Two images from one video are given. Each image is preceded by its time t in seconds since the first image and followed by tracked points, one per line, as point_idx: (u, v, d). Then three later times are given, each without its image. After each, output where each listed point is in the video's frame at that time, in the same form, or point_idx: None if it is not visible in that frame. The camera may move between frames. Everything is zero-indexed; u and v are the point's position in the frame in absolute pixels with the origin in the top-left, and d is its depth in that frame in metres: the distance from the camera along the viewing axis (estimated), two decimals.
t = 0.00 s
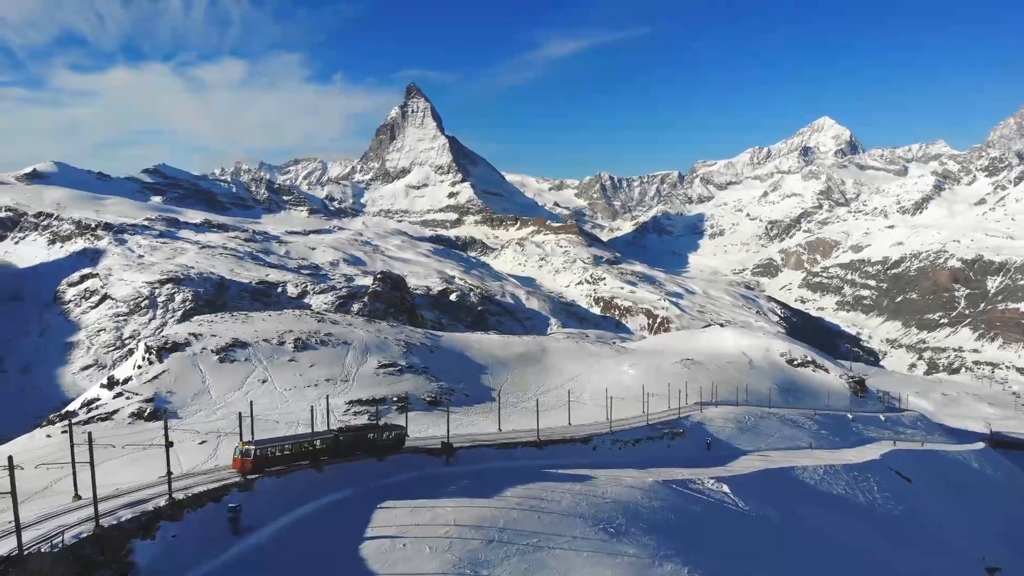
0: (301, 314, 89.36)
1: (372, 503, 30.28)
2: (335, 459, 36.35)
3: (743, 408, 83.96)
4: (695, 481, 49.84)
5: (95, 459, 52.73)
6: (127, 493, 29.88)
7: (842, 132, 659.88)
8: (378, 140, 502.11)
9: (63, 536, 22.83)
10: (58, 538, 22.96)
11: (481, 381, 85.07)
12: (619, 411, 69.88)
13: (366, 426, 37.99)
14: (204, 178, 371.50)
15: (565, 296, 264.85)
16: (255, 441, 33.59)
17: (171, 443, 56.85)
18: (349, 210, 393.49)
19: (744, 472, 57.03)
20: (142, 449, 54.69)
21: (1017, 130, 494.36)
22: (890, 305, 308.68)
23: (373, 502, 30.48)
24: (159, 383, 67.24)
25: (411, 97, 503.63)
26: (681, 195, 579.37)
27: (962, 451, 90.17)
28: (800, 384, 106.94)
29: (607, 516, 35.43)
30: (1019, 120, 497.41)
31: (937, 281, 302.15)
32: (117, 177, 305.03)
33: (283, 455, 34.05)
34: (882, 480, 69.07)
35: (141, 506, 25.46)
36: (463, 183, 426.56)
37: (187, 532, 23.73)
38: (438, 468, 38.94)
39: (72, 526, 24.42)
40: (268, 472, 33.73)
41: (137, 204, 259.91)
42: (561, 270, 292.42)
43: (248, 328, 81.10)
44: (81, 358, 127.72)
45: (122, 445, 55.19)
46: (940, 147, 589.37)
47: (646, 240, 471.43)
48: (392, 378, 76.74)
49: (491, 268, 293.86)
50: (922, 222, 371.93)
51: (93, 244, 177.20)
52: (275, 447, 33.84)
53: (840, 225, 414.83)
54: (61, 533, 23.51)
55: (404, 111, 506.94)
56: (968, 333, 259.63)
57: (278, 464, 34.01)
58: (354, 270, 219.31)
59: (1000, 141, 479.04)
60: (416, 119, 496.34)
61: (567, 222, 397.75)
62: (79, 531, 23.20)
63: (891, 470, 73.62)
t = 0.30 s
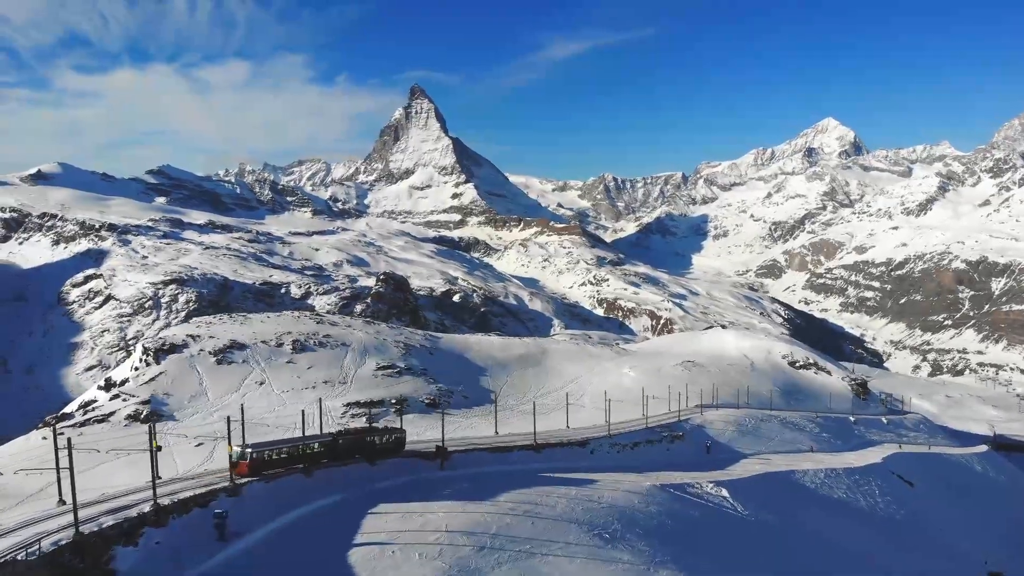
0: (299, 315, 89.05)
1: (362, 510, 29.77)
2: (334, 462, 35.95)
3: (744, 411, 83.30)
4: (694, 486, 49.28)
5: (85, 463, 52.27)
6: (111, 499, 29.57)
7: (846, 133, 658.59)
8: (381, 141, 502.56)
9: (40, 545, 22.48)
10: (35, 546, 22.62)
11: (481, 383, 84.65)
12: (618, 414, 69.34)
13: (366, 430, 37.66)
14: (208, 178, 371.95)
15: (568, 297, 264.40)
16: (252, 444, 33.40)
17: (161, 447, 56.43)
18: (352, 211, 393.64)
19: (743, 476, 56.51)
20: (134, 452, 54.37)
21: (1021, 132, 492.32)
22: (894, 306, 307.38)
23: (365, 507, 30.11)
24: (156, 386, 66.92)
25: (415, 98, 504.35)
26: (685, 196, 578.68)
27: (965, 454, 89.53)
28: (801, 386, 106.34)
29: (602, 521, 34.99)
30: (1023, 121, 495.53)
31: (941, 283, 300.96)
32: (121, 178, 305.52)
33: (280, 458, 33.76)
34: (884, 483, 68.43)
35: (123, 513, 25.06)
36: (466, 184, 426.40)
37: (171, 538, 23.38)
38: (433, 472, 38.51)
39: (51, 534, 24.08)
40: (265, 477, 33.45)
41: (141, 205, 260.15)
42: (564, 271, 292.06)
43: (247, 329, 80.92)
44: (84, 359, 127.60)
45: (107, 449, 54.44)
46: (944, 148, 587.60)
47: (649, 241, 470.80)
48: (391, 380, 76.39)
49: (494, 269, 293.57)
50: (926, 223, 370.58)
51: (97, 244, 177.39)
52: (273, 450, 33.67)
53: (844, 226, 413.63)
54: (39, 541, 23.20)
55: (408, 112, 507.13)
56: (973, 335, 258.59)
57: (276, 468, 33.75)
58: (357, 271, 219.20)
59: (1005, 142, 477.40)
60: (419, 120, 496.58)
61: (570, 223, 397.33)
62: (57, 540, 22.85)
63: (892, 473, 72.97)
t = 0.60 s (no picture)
0: (296, 317, 88.68)
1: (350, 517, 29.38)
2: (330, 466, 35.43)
3: (743, 414, 82.87)
4: (690, 490, 48.77)
5: (75, 467, 51.66)
6: (93, 504, 29.20)
7: (849, 135, 658.20)
8: (384, 143, 502.76)
9: (16, 551, 22.15)
10: (11, 553, 22.30)
11: (479, 386, 84.26)
12: (615, 417, 68.87)
13: (364, 433, 37.24)
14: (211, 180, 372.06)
15: (570, 298, 263.90)
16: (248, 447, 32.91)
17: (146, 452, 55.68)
18: (354, 213, 393.60)
19: (742, 480, 55.97)
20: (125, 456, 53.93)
21: None
22: (896, 308, 306.25)
23: (353, 514, 29.77)
24: (151, 388, 66.55)
25: (417, 100, 504.44)
26: (687, 198, 578.00)
27: (967, 457, 88.96)
28: (802, 388, 105.78)
29: (595, 527, 34.57)
30: None
31: (944, 285, 300.17)
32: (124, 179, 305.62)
33: (275, 462, 33.17)
34: (884, 488, 67.87)
35: (103, 519, 24.70)
36: (468, 186, 426.12)
37: (151, 546, 23.05)
38: (425, 478, 38.06)
39: (28, 541, 23.74)
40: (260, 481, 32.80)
41: (144, 206, 260.22)
42: (567, 273, 291.58)
43: (243, 331, 80.61)
44: (87, 360, 127.31)
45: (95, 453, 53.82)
46: (947, 150, 586.77)
47: (651, 243, 470.24)
48: (388, 383, 75.95)
49: (496, 270, 293.16)
50: (929, 225, 369.75)
51: (100, 246, 177.35)
52: (268, 453, 33.15)
53: (847, 228, 412.68)
54: (16, 548, 22.86)
55: (410, 114, 507.26)
56: (975, 337, 257.91)
57: (271, 471, 33.10)
58: (359, 273, 218.96)
59: (1008, 144, 476.71)
60: (422, 122, 496.68)
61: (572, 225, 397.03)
62: (33, 546, 22.51)
63: (893, 476, 72.39)
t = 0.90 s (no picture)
0: (293, 319, 88.34)
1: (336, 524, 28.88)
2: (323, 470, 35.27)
3: (742, 416, 82.35)
4: (686, 495, 48.32)
5: (66, 469, 51.26)
6: (74, 511, 28.82)
7: (851, 137, 657.64)
8: (386, 144, 503.00)
9: None
10: None
11: (476, 389, 83.81)
12: (612, 420, 68.37)
13: (360, 437, 37.04)
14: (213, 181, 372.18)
15: (572, 300, 263.45)
16: (242, 452, 32.83)
17: (127, 457, 54.83)
18: (357, 214, 393.48)
19: (738, 485, 55.43)
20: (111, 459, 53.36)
21: None
22: (899, 310, 305.25)
23: (339, 520, 29.36)
24: (145, 391, 66.18)
25: (420, 102, 504.69)
26: (690, 200, 577.29)
27: (969, 461, 88.30)
28: (802, 391, 105.03)
29: (588, 534, 34.13)
30: None
31: (947, 287, 299.43)
32: (127, 181, 305.60)
33: (269, 465, 33.18)
34: (883, 492, 67.33)
35: (82, 526, 24.44)
36: (471, 187, 426.00)
37: (129, 552, 22.72)
38: (415, 482, 37.66)
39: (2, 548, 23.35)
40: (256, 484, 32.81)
41: (146, 208, 260.04)
42: (569, 274, 291.23)
43: (239, 333, 80.28)
44: (89, 361, 126.82)
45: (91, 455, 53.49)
46: (950, 152, 585.81)
47: (654, 245, 469.79)
48: (384, 385, 75.55)
49: (498, 272, 292.77)
50: (932, 227, 368.92)
51: (103, 247, 177.12)
52: (262, 458, 33.02)
53: (849, 229, 411.84)
54: None
55: (413, 116, 507.50)
56: (978, 339, 257.25)
57: (265, 474, 33.11)
58: (362, 274, 218.64)
59: (1010, 146, 475.89)
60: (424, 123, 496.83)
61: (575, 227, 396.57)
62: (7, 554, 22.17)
63: (892, 480, 71.85)
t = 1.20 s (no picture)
0: (297, 320, 88.29)
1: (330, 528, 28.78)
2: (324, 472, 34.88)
3: (748, 419, 81.60)
4: (687, 499, 47.75)
5: (67, 470, 51.29)
6: (63, 513, 28.66)
7: (862, 138, 653.97)
8: (396, 145, 504.07)
9: None
10: None
11: (479, 391, 83.43)
12: (615, 423, 67.78)
13: (362, 440, 36.85)
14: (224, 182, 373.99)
15: (581, 301, 262.84)
16: (243, 453, 32.51)
17: (118, 460, 54.49)
18: (366, 215, 394.22)
19: (741, 489, 54.86)
20: (110, 461, 53.35)
21: None
22: (910, 311, 302.59)
23: (334, 523, 29.27)
24: (147, 392, 66.23)
25: (430, 103, 505.66)
26: (699, 201, 575.38)
27: (977, 465, 87.28)
28: (809, 394, 104.02)
29: (585, 540, 33.85)
30: None
31: (958, 289, 297.06)
32: (138, 182, 307.60)
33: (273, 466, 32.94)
34: (889, 496, 66.61)
35: (68, 530, 24.26)
36: (479, 188, 426.13)
37: (117, 556, 22.68)
38: (411, 486, 37.26)
39: None
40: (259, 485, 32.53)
41: (157, 208, 261.62)
42: (577, 275, 290.67)
43: (243, 334, 80.23)
44: (100, 361, 127.53)
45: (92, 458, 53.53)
46: (961, 152, 581.15)
47: (663, 246, 468.32)
48: (387, 387, 75.32)
49: (506, 273, 292.62)
50: (943, 228, 366.05)
51: (113, 248, 178.27)
52: (263, 459, 32.69)
53: (860, 230, 409.29)
54: None
55: (422, 117, 508.33)
56: (990, 341, 255.00)
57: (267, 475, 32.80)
58: (370, 275, 218.93)
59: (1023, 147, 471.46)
60: (434, 125, 497.49)
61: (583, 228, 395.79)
62: None
63: (900, 484, 70.98)
